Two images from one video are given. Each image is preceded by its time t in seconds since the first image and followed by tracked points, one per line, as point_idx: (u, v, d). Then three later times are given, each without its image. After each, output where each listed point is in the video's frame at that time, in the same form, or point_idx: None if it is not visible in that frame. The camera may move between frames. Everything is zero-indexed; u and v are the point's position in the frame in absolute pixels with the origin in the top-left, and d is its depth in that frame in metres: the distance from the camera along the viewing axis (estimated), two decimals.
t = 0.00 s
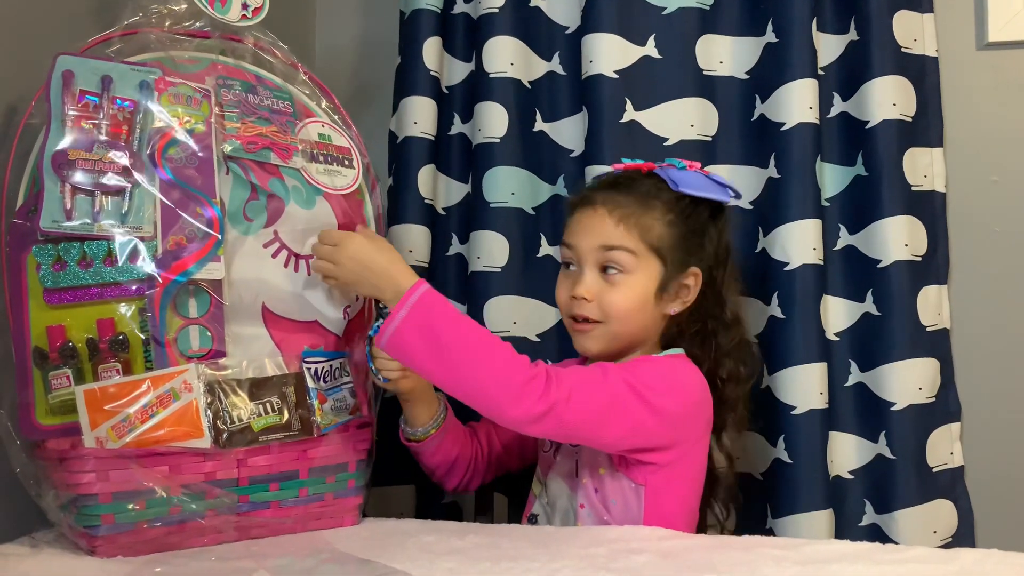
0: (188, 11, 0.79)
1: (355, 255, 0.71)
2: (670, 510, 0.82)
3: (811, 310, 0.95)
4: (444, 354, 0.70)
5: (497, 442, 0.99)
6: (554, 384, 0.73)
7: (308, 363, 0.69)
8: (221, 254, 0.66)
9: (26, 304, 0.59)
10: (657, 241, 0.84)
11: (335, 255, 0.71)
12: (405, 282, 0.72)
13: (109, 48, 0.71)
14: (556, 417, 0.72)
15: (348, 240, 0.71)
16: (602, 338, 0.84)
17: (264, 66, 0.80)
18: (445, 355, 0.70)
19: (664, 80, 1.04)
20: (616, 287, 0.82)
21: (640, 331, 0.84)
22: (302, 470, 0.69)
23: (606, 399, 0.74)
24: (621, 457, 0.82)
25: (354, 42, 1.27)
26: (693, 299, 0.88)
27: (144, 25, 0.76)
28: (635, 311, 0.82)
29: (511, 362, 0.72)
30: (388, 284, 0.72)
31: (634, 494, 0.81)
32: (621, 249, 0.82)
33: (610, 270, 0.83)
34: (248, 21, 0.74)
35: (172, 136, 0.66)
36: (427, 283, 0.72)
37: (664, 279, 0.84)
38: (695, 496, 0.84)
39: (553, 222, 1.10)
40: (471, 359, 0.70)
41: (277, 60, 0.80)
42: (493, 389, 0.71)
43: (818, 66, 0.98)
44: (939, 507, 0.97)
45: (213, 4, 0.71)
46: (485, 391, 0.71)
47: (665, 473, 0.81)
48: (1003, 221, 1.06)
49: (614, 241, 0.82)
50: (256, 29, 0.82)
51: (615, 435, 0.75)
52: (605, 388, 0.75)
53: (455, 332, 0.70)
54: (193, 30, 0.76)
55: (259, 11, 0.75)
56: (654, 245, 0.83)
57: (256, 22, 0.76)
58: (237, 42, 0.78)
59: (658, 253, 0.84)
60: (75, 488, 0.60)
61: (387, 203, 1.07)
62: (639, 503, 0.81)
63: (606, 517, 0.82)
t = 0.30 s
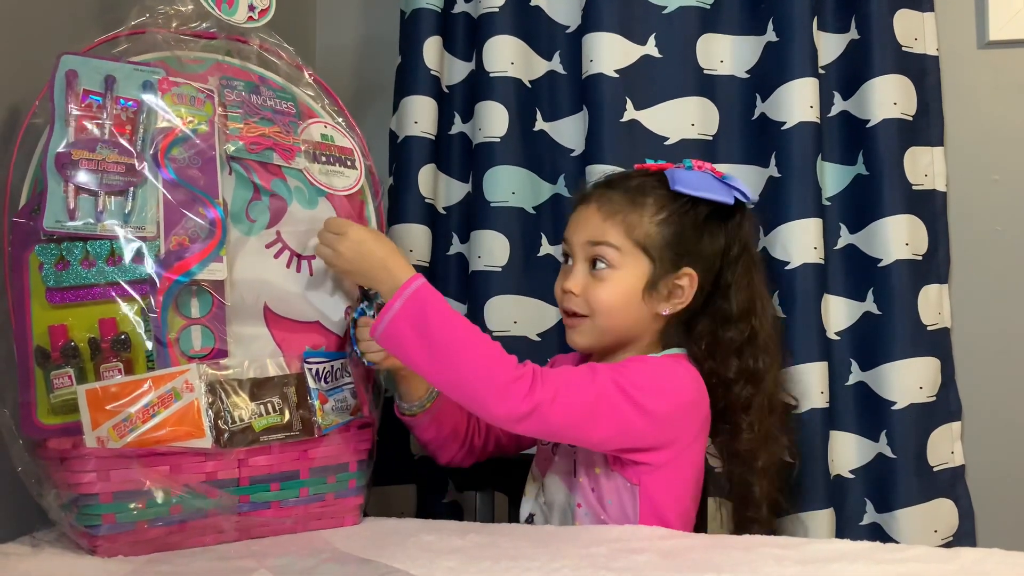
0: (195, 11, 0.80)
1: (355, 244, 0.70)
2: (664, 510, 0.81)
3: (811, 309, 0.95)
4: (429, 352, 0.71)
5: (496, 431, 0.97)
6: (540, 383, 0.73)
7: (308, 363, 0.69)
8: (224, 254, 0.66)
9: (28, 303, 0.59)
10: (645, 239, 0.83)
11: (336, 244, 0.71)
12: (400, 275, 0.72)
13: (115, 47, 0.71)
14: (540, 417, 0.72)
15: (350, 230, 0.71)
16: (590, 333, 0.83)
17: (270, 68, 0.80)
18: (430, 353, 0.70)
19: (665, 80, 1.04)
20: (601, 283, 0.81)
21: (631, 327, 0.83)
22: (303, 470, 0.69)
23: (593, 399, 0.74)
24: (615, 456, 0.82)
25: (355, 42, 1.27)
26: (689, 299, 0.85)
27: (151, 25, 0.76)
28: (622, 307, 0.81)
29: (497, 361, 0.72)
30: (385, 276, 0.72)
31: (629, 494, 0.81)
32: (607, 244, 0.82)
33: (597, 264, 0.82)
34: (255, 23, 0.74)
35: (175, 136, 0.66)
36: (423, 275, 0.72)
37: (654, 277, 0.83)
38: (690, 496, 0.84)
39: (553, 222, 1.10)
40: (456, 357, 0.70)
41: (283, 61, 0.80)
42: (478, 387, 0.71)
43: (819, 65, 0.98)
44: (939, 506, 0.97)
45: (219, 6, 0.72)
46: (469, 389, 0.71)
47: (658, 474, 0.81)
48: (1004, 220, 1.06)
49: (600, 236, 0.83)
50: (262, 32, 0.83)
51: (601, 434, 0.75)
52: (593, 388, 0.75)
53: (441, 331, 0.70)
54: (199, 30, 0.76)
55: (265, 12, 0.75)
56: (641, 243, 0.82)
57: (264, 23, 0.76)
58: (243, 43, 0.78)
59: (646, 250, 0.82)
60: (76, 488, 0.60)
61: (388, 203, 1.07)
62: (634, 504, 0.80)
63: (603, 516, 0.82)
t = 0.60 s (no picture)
0: (194, 6, 0.80)
1: (361, 242, 0.71)
2: (666, 512, 0.81)
3: (811, 309, 0.95)
4: (436, 350, 0.71)
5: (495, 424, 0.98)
6: (547, 382, 0.73)
7: (309, 364, 0.69)
8: (224, 255, 0.66)
9: (26, 304, 0.59)
10: (648, 239, 0.83)
11: (341, 244, 0.70)
12: (406, 272, 0.73)
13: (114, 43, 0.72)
14: (546, 416, 0.72)
15: (354, 229, 0.71)
16: (591, 331, 0.82)
17: (271, 63, 0.80)
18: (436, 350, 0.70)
19: (665, 79, 1.04)
20: (604, 281, 0.81)
21: (632, 327, 0.83)
22: (303, 471, 0.69)
23: (598, 399, 0.74)
24: (617, 457, 0.82)
25: (355, 41, 1.27)
26: (692, 300, 0.85)
27: (148, 20, 0.76)
28: (623, 305, 0.81)
29: (503, 360, 0.72)
30: (391, 273, 0.72)
31: (632, 495, 0.81)
32: (610, 243, 0.82)
33: (600, 263, 0.83)
34: (255, 18, 0.74)
35: (174, 134, 0.66)
36: (429, 273, 0.73)
37: (656, 277, 0.83)
38: (692, 497, 0.84)
39: (553, 222, 1.10)
40: (463, 356, 0.71)
41: (284, 56, 0.80)
42: (484, 384, 0.71)
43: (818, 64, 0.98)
44: (939, 506, 0.97)
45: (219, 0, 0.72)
46: (475, 388, 0.71)
47: (662, 474, 0.80)
48: (1005, 219, 1.06)
49: (604, 234, 0.83)
50: (262, 27, 0.82)
51: (607, 435, 0.74)
52: (599, 388, 0.75)
53: (448, 329, 0.70)
54: (198, 26, 0.76)
55: (265, 7, 0.75)
56: (644, 242, 0.82)
57: (264, 18, 0.75)
58: (243, 38, 0.78)
59: (649, 250, 0.83)
60: (75, 490, 0.60)
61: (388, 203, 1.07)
62: (636, 504, 0.80)
63: (604, 517, 0.82)
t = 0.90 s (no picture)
0: None
1: (363, 241, 0.71)
2: (667, 513, 0.81)
3: (811, 309, 0.95)
4: (443, 352, 0.71)
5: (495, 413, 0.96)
6: (552, 384, 0.73)
7: (311, 365, 0.69)
8: (224, 257, 0.66)
9: (25, 305, 0.59)
10: (655, 239, 0.83)
11: (344, 245, 0.71)
12: (412, 272, 0.73)
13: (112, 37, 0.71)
14: (552, 418, 0.72)
15: (355, 228, 0.71)
16: (594, 330, 0.82)
17: (273, 54, 0.80)
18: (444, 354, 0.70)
19: (665, 79, 1.04)
20: (609, 281, 0.81)
21: (636, 327, 0.83)
22: (304, 472, 0.69)
23: (604, 402, 0.74)
24: (620, 458, 0.82)
25: (354, 41, 1.27)
26: (698, 303, 0.85)
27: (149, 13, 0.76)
28: (628, 305, 0.81)
29: (509, 362, 0.72)
30: (396, 274, 0.72)
31: (633, 496, 0.81)
32: (616, 242, 0.82)
33: (606, 262, 0.83)
34: (256, 10, 0.75)
35: (174, 132, 0.66)
36: (434, 272, 0.72)
37: (662, 278, 0.83)
38: (693, 499, 0.84)
39: (553, 222, 1.10)
40: (470, 358, 0.71)
41: (285, 48, 0.79)
42: (488, 387, 0.71)
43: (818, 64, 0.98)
44: (939, 505, 0.97)
45: None
46: (482, 390, 0.71)
47: (665, 477, 0.80)
48: (1005, 219, 1.06)
49: (611, 234, 0.83)
50: (263, 17, 0.82)
51: (611, 437, 0.74)
52: (605, 390, 0.75)
53: (456, 331, 0.71)
54: (199, 18, 0.76)
55: None
56: (651, 243, 0.82)
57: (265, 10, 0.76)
58: (244, 29, 0.77)
59: (655, 251, 0.82)
60: (75, 492, 0.60)
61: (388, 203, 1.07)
62: (638, 506, 0.80)
63: (605, 517, 0.82)
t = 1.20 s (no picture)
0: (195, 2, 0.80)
1: (363, 239, 0.71)
2: (667, 512, 0.81)
3: (811, 309, 0.95)
4: (445, 347, 0.71)
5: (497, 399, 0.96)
6: (552, 380, 0.73)
7: (312, 364, 0.69)
8: (225, 256, 0.66)
9: (27, 305, 0.59)
10: (684, 245, 0.83)
11: (346, 244, 0.71)
12: (414, 268, 0.73)
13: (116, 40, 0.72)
14: (551, 413, 0.72)
15: (356, 226, 0.71)
16: (618, 338, 0.81)
17: (273, 58, 0.81)
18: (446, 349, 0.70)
19: (665, 79, 1.04)
20: (638, 287, 0.80)
21: (658, 334, 0.83)
22: (304, 471, 0.69)
23: (605, 399, 0.74)
24: (621, 457, 0.82)
25: (355, 41, 1.27)
26: (712, 306, 0.87)
27: (150, 16, 0.76)
28: (656, 312, 0.80)
29: (510, 357, 0.72)
30: (397, 268, 0.72)
31: (635, 496, 0.81)
32: (647, 248, 0.81)
33: (633, 268, 0.81)
34: (257, 14, 0.75)
35: (175, 134, 0.66)
36: (435, 268, 0.73)
37: (687, 283, 0.83)
38: (695, 497, 0.84)
39: (553, 221, 1.10)
40: (472, 353, 0.71)
41: (285, 52, 0.80)
42: (488, 381, 0.71)
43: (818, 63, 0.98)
44: (940, 505, 0.97)
45: None
46: (483, 386, 0.71)
47: (667, 475, 0.80)
48: (1005, 219, 1.06)
49: (641, 239, 0.81)
50: (263, 19, 0.82)
51: (613, 435, 0.74)
52: (607, 387, 0.74)
53: (458, 326, 0.71)
54: (201, 23, 0.76)
55: (267, 2, 0.75)
56: (681, 249, 0.82)
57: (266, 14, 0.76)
58: (245, 34, 0.78)
59: (684, 256, 0.82)
60: (76, 490, 0.60)
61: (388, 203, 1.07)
62: (639, 504, 0.80)
63: (606, 516, 0.82)
